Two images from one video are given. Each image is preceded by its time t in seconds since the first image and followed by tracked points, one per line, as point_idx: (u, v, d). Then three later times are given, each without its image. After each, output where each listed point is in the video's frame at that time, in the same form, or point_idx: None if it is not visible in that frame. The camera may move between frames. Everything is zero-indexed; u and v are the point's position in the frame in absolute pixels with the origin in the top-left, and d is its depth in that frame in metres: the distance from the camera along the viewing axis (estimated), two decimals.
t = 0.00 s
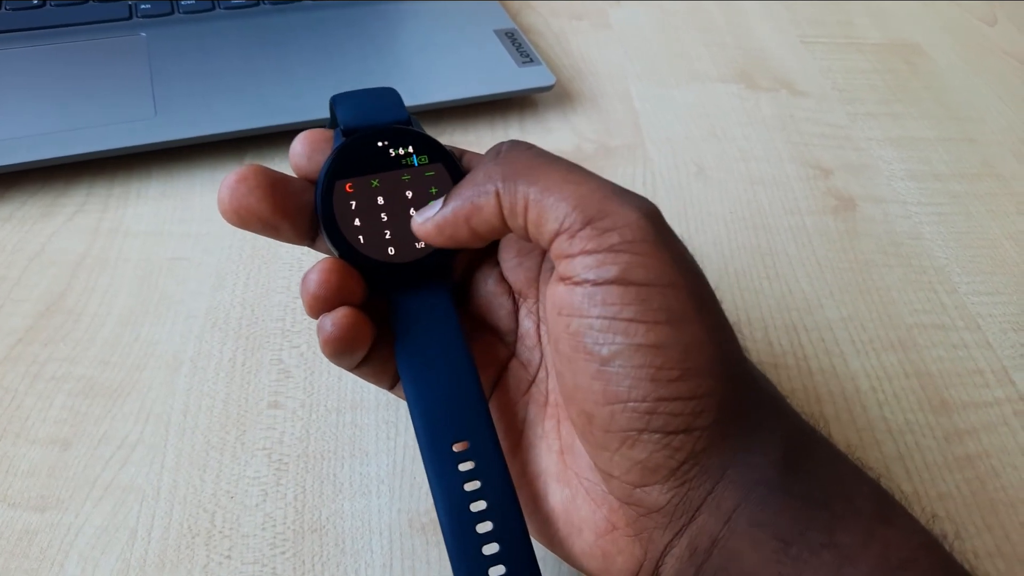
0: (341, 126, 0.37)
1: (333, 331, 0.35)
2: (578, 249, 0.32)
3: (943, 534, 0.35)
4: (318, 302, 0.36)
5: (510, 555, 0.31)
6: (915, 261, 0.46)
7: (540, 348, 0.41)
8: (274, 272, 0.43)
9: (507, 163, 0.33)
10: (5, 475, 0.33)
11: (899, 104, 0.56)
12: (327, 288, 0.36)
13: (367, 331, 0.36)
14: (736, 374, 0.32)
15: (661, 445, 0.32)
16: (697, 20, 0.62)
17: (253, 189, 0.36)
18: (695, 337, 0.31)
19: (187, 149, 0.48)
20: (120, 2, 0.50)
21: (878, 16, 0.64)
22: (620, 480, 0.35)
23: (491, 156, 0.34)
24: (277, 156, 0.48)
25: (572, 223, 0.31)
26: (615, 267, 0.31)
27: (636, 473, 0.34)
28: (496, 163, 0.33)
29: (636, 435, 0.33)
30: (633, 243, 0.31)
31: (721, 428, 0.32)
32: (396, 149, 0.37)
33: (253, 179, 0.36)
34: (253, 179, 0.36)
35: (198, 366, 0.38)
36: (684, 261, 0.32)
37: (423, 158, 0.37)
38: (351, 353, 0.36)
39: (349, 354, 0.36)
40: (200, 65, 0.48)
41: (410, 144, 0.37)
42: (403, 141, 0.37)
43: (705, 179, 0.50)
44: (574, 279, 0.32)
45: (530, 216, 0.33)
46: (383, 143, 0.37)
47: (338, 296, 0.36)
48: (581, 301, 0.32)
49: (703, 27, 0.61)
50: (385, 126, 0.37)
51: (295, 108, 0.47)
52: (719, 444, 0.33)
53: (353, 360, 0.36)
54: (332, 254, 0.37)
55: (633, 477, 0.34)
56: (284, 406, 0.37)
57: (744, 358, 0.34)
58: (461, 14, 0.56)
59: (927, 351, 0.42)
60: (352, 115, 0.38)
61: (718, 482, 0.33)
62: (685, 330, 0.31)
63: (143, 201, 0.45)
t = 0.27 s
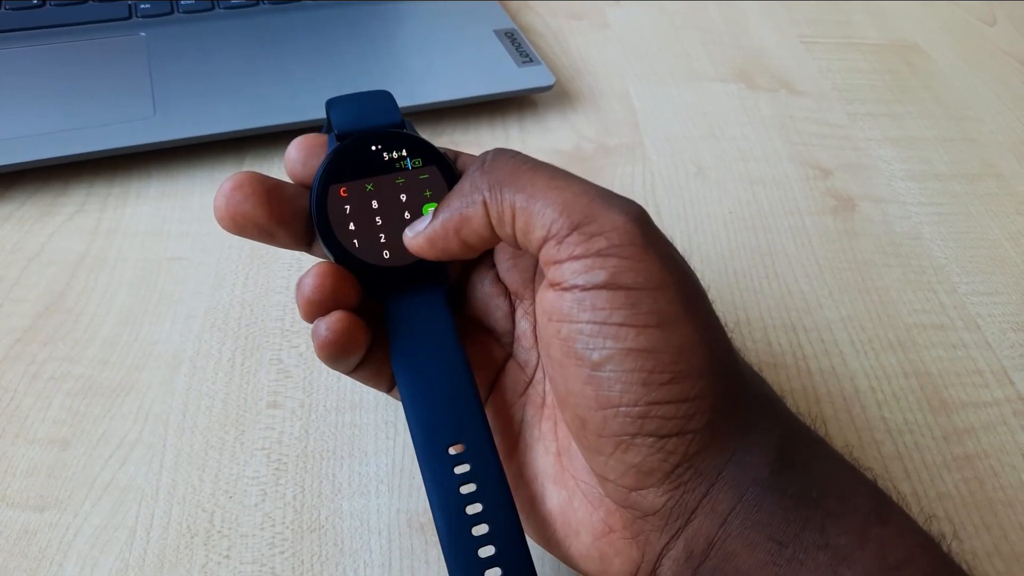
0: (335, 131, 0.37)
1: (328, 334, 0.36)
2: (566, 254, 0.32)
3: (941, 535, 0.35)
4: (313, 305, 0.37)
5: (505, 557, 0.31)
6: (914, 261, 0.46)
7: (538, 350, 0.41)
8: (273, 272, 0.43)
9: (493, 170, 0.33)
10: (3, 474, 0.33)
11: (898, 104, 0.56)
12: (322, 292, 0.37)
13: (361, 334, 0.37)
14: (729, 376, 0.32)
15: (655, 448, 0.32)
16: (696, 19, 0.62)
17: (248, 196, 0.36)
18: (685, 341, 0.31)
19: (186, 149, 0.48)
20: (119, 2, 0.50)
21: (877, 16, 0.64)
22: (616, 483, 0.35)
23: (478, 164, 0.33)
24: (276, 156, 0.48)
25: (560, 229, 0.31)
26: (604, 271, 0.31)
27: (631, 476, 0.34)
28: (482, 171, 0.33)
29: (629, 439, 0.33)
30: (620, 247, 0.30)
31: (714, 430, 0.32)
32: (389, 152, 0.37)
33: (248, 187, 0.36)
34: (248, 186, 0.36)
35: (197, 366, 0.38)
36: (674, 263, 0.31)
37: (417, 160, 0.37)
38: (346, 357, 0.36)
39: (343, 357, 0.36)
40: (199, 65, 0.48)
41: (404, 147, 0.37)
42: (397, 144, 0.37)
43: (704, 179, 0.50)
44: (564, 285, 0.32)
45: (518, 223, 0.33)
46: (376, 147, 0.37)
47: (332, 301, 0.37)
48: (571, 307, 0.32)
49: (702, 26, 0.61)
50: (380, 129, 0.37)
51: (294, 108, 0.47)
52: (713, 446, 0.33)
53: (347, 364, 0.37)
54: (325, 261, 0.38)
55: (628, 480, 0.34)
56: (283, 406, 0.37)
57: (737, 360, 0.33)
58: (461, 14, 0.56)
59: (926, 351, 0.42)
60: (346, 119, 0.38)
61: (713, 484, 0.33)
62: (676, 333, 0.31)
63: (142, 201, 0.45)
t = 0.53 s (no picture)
0: (336, 130, 0.38)
1: (327, 333, 0.36)
2: (566, 254, 0.32)
3: (940, 534, 0.35)
4: (312, 305, 0.37)
5: (504, 557, 0.31)
6: (913, 260, 0.46)
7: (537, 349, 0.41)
8: (273, 271, 0.43)
9: (492, 165, 0.32)
10: (3, 474, 0.33)
11: (898, 104, 0.56)
12: (321, 291, 0.37)
13: (361, 334, 0.37)
14: (728, 377, 0.32)
15: (653, 448, 0.32)
16: (696, 19, 0.62)
17: (248, 196, 0.36)
18: (684, 342, 0.31)
19: (185, 149, 0.48)
20: (119, 2, 0.50)
21: (876, 16, 0.64)
22: (615, 483, 0.35)
23: (480, 155, 0.33)
24: (276, 156, 0.48)
25: (560, 228, 0.31)
26: (602, 272, 0.31)
27: (630, 476, 0.34)
28: (484, 162, 0.32)
29: (627, 438, 0.33)
30: (619, 248, 0.30)
31: (712, 431, 0.32)
32: (390, 152, 0.37)
33: (247, 187, 0.36)
34: (248, 186, 0.36)
35: (197, 366, 0.38)
36: (673, 264, 0.31)
37: (417, 160, 0.37)
38: (345, 356, 0.36)
39: (343, 357, 0.36)
40: (199, 65, 0.48)
41: (405, 146, 0.37)
42: (397, 144, 0.37)
43: (703, 179, 0.50)
44: (564, 284, 0.32)
45: (518, 218, 0.32)
46: (377, 146, 0.37)
47: (332, 302, 0.37)
48: (571, 306, 0.32)
49: (702, 26, 0.61)
50: (380, 129, 0.37)
51: (294, 108, 0.47)
52: (712, 446, 0.33)
53: (347, 364, 0.37)
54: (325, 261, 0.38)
55: (627, 480, 0.34)
56: (282, 405, 0.37)
57: (736, 360, 0.33)
58: (460, 14, 0.56)
59: (925, 350, 0.42)
60: (347, 119, 0.38)
61: (712, 483, 0.33)
62: (674, 334, 0.31)
63: (142, 201, 0.45)
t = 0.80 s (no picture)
0: (335, 128, 0.37)
1: (328, 334, 0.36)
2: (545, 263, 0.32)
3: (940, 533, 0.35)
4: (312, 305, 0.37)
5: (506, 555, 0.31)
6: (913, 260, 0.46)
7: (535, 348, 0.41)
8: (272, 271, 0.43)
9: (467, 182, 0.33)
10: (2, 474, 0.33)
11: (897, 103, 0.56)
12: (321, 292, 0.37)
13: (361, 333, 0.37)
14: (716, 371, 0.32)
15: (644, 445, 0.32)
16: (695, 19, 0.62)
17: (248, 195, 0.36)
18: (667, 340, 0.31)
19: (185, 149, 0.48)
20: (118, 2, 0.50)
21: (876, 16, 0.64)
22: (609, 482, 0.35)
23: (453, 172, 0.34)
24: (275, 156, 0.48)
25: (537, 239, 0.32)
26: (582, 279, 0.31)
27: (623, 475, 0.34)
28: (457, 180, 0.33)
29: (618, 438, 0.33)
30: (596, 255, 0.31)
31: (706, 428, 0.32)
32: (390, 150, 0.37)
33: (247, 185, 0.36)
34: (248, 185, 0.36)
35: (196, 366, 0.38)
36: (650, 267, 0.32)
37: (418, 159, 0.37)
38: (346, 356, 0.36)
39: (343, 357, 0.36)
40: (198, 64, 0.48)
41: (406, 145, 0.37)
42: (397, 142, 0.37)
43: (703, 178, 0.50)
44: (545, 293, 0.33)
45: (495, 233, 0.33)
46: (378, 145, 0.37)
47: (332, 301, 0.37)
48: (554, 314, 0.33)
49: (701, 26, 0.61)
50: (380, 127, 0.37)
51: (294, 108, 0.47)
52: (706, 443, 0.32)
53: (348, 363, 0.37)
54: (325, 261, 0.38)
55: (621, 479, 0.34)
56: (282, 405, 0.37)
57: (727, 357, 0.33)
58: (460, 13, 0.56)
59: (925, 349, 0.42)
60: (347, 118, 0.38)
61: (706, 480, 0.33)
62: (656, 333, 0.31)
63: (141, 200, 0.45)
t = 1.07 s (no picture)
0: (330, 130, 0.37)
1: (324, 335, 0.36)
2: (528, 279, 0.32)
3: (940, 531, 0.35)
4: (309, 307, 0.37)
5: (503, 556, 0.31)
6: (912, 258, 0.46)
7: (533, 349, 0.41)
8: (271, 271, 0.43)
9: (443, 202, 0.32)
10: (2, 474, 0.33)
11: (897, 102, 0.56)
12: (317, 293, 0.37)
13: (359, 333, 0.37)
14: (707, 373, 0.32)
15: (636, 450, 0.32)
16: (694, 18, 0.62)
17: (243, 198, 0.36)
18: (654, 349, 0.31)
19: (184, 148, 0.48)
20: (116, 2, 0.50)
21: (875, 14, 0.64)
22: (604, 485, 0.35)
23: (426, 193, 0.32)
24: (274, 155, 0.48)
25: (518, 256, 0.31)
26: (567, 294, 0.31)
27: (617, 478, 0.34)
28: (433, 202, 0.32)
29: (609, 443, 0.33)
30: (580, 269, 0.30)
31: (699, 430, 0.32)
32: (385, 151, 0.37)
33: (242, 188, 0.36)
34: (243, 188, 0.36)
35: (195, 365, 0.38)
36: (635, 272, 0.31)
37: (413, 159, 0.37)
38: (344, 357, 0.36)
39: (342, 358, 0.36)
40: (197, 64, 0.48)
41: (400, 146, 0.37)
42: (391, 143, 0.37)
43: (702, 177, 0.50)
44: (530, 307, 0.32)
45: (476, 250, 0.32)
46: (372, 146, 0.37)
47: (329, 303, 0.37)
48: (540, 327, 0.32)
49: (700, 25, 0.61)
50: (374, 129, 0.37)
51: (293, 107, 0.47)
52: (699, 445, 0.32)
53: (347, 364, 0.37)
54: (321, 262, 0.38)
55: (615, 482, 0.34)
56: (281, 404, 0.37)
57: (718, 358, 0.33)
58: (459, 12, 0.56)
59: (925, 347, 0.42)
60: (341, 119, 0.38)
61: (701, 482, 0.33)
62: (644, 343, 0.31)
63: (140, 200, 0.45)
